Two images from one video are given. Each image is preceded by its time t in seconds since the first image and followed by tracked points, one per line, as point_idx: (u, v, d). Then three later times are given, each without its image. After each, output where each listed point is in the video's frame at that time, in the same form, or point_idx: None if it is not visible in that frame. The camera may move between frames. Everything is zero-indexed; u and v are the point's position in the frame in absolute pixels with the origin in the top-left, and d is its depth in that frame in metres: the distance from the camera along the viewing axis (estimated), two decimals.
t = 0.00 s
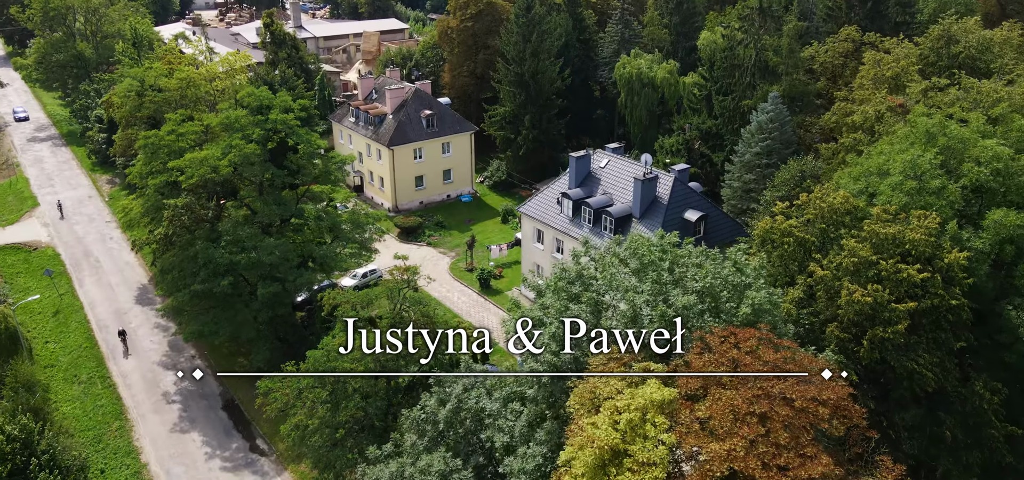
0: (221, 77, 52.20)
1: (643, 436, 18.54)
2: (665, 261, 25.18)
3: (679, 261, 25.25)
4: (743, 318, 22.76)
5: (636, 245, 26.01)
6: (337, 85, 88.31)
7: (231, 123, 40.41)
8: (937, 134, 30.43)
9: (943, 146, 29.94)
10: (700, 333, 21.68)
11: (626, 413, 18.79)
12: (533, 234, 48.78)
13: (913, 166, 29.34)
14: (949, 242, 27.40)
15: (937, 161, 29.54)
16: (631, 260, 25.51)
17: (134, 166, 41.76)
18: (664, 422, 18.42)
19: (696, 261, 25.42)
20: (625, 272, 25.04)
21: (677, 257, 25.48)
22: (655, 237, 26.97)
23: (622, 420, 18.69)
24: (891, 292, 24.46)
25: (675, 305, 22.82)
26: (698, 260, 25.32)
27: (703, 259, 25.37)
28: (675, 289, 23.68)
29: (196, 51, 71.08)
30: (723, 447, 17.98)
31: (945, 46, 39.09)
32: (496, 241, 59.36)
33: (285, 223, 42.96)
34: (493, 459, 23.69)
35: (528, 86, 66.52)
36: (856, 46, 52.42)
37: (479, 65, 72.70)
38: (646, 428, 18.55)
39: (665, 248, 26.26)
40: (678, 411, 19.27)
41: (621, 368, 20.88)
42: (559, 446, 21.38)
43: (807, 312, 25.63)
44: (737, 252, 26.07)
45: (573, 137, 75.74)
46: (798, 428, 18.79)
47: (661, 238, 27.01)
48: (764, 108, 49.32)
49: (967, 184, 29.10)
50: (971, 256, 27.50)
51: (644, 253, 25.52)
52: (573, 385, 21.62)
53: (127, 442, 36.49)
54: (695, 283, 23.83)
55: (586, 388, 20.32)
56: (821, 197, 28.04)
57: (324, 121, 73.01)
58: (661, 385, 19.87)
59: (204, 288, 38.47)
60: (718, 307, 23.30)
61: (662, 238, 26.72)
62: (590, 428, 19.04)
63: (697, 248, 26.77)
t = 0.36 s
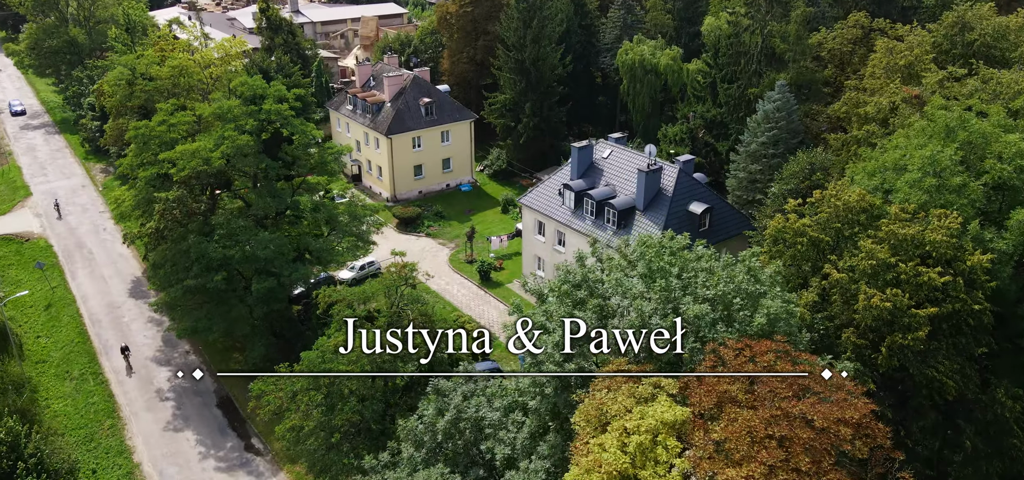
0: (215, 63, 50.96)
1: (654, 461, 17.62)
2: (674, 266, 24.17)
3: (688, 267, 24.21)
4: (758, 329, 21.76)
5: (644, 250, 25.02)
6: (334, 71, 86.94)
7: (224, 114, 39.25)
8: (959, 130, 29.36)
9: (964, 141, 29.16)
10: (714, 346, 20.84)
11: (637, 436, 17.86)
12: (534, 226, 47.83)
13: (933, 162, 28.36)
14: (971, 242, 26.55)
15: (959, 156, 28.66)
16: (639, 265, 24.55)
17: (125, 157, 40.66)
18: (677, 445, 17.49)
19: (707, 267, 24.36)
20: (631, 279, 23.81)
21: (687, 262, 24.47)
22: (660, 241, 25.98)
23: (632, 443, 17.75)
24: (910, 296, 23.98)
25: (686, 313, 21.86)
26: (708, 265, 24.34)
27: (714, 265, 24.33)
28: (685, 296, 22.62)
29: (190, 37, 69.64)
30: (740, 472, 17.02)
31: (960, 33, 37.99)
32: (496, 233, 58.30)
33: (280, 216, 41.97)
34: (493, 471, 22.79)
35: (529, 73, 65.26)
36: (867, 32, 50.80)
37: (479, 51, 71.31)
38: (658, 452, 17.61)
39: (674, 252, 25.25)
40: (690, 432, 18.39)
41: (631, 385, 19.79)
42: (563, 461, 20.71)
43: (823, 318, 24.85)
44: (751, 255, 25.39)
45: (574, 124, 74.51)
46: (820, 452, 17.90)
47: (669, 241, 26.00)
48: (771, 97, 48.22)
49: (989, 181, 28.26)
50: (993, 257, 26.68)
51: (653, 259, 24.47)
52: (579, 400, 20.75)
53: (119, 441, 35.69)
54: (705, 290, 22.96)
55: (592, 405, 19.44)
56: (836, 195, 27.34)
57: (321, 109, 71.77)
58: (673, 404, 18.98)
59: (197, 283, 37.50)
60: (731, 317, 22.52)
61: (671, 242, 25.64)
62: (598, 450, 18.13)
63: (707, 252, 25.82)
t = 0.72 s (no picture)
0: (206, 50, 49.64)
1: None
2: (685, 271, 23.14)
3: (699, 275, 23.09)
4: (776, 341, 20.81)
5: (653, 255, 24.03)
6: (331, 57, 85.48)
7: (216, 104, 38.07)
8: (979, 125, 28.74)
9: (987, 137, 28.49)
10: (727, 361, 20.07)
11: (648, 461, 16.86)
12: (535, 218, 46.83)
13: (955, 159, 27.60)
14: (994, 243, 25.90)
15: (981, 153, 27.91)
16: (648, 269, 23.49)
17: (115, 149, 39.51)
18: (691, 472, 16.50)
19: (718, 274, 23.26)
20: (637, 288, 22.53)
21: (697, 267, 23.41)
22: (667, 244, 25.12)
23: (643, 468, 16.75)
24: (931, 300, 23.71)
25: (697, 324, 21.01)
26: (719, 273, 23.30)
27: (726, 274, 23.25)
28: (696, 305, 21.76)
29: (184, 23, 68.18)
30: None
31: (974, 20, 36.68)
32: (496, 224, 57.24)
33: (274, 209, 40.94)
34: None
35: (530, 60, 63.94)
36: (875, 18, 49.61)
37: (479, 37, 69.95)
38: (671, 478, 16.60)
39: (684, 256, 24.24)
40: (703, 455, 17.44)
41: (640, 403, 18.80)
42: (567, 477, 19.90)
43: (838, 323, 24.70)
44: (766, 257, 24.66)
45: (575, 112, 73.33)
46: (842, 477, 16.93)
47: (679, 245, 24.99)
48: (778, 85, 47.03)
49: (1012, 178, 27.50)
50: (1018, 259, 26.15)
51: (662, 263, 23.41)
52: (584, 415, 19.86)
53: (111, 440, 34.92)
54: (716, 299, 22.04)
55: (599, 424, 18.53)
56: (851, 194, 26.90)
57: (318, 96, 70.48)
58: (686, 425, 18.01)
59: (190, 279, 36.56)
60: (744, 329, 21.60)
61: (681, 246, 24.63)
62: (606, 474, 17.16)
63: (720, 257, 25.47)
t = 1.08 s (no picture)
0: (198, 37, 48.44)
1: None
2: (697, 277, 22.21)
3: (711, 281, 22.19)
4: (793, 354, 19.77)
5: (662, 259, 23.09)
6: (328, 43, 84.04)
7: (207, 94, 36.99)
8: (999, 119, 27.95)
9: (1009, 132, 27.63)
10: (741, 378, 19.06)
11: None
12: (536, 210, 45.87)
13: (977, 154, 26.86)
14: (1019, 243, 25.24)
15: (1003, 147, 27.09)
16: (658, 273, 22.67)
17: (104, 140, 38.43)
18: None
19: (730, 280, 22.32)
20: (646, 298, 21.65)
21: (709, 272, 22.52)
22: (675, 246, 24.06)
23: None
24: (953, 304, 23.18)
25: (709, 338, 19.92)
26: (730, 278, 22.40)
27: (739, 279, 22.29)
28: (708, 315, 20.88)
29: (178, 8, 66.81)
30: None
31: (989, 7, 35.50)
32: (497, 215, 56.18)
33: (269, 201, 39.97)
34: None
35: (530, 46, 62.65)
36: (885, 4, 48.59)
37: (478, 23, 68.65)
38: None
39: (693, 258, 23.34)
40: None
41: (649, 423, 17.91)
42: None
43: (855, 327, 24.14)
44: (781, 259, 23.76)
45: (576, 99, 72.07)
46: None
47: (687, 246, 23.95)
48: (784, 74, 45.88)
49: None
50: None
51: (673, 267, 22.53)
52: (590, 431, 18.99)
53: (102, 439, 34.16)
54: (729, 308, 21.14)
55: (605, 446, 17.66)
56: (868, 192, 26.14)
57: (314, 84, 69.23)
58: (699, 448, 17.10)
59: (182, 274, 35.64)
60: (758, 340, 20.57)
61: (690, 249, 23.55)
62: None
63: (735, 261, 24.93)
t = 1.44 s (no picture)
0: (190, 24, 47.28)
1: None
2: (710, 283, 21.09)
3: (727, 289, 21.10)
4: (811, 368, 18.90)
5: (672, 262, 21.91)
6: (325, 29, 82.67)
7: (198, 84, 35.91)
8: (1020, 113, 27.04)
9: None
10: (757, 396, 18.16)
11: None
12: (536, 202, 44.93)
13: (1000, 149, 25.97)
14: None
15: None
16: (668, 278, 21.52)
17: (93, 132, 37.37)
18: None
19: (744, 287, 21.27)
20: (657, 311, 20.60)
21: (722, 277, 21.42)
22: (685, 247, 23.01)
23: None
24: (975, 311, 22.42)
25: (723, 353, 19.04)
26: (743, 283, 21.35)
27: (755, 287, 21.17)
28: (721, 330, 20.00)
29: None
30: None
31: None
32: (497, 206, 55.16)
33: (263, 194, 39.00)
34: None
35: (531, 33, 61.37)
36: None
37: (478, 9, 67.37)
38: None
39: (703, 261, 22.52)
40: None
41: (660, 446, 17.06)
42: None
43: (872, 335, 23.40)
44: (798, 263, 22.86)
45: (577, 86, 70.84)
46: None
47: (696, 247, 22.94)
48: (791, 62, 44.71)
49: None
50: None
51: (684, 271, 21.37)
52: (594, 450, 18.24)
53: (94, 438, 33.43)
54: (744, 319, 20.19)
55: (612, 469, 16.79)
56: (886, 191, 25.41)
57: (311, 71, 67.99)
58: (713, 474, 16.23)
59: (173, 269, 34.72)
60: (774, 353, 19.58)
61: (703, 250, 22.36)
62: None
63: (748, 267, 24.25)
